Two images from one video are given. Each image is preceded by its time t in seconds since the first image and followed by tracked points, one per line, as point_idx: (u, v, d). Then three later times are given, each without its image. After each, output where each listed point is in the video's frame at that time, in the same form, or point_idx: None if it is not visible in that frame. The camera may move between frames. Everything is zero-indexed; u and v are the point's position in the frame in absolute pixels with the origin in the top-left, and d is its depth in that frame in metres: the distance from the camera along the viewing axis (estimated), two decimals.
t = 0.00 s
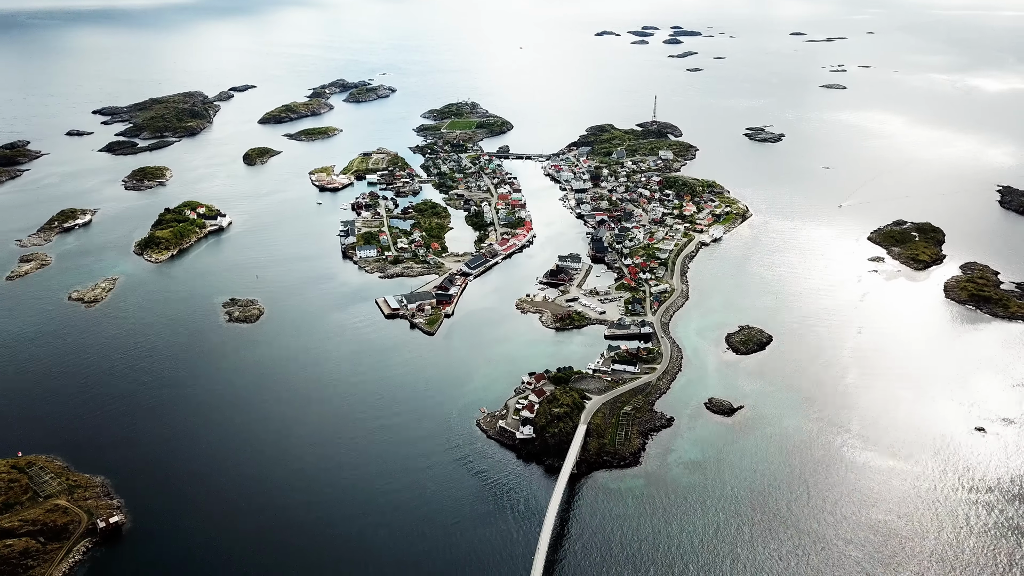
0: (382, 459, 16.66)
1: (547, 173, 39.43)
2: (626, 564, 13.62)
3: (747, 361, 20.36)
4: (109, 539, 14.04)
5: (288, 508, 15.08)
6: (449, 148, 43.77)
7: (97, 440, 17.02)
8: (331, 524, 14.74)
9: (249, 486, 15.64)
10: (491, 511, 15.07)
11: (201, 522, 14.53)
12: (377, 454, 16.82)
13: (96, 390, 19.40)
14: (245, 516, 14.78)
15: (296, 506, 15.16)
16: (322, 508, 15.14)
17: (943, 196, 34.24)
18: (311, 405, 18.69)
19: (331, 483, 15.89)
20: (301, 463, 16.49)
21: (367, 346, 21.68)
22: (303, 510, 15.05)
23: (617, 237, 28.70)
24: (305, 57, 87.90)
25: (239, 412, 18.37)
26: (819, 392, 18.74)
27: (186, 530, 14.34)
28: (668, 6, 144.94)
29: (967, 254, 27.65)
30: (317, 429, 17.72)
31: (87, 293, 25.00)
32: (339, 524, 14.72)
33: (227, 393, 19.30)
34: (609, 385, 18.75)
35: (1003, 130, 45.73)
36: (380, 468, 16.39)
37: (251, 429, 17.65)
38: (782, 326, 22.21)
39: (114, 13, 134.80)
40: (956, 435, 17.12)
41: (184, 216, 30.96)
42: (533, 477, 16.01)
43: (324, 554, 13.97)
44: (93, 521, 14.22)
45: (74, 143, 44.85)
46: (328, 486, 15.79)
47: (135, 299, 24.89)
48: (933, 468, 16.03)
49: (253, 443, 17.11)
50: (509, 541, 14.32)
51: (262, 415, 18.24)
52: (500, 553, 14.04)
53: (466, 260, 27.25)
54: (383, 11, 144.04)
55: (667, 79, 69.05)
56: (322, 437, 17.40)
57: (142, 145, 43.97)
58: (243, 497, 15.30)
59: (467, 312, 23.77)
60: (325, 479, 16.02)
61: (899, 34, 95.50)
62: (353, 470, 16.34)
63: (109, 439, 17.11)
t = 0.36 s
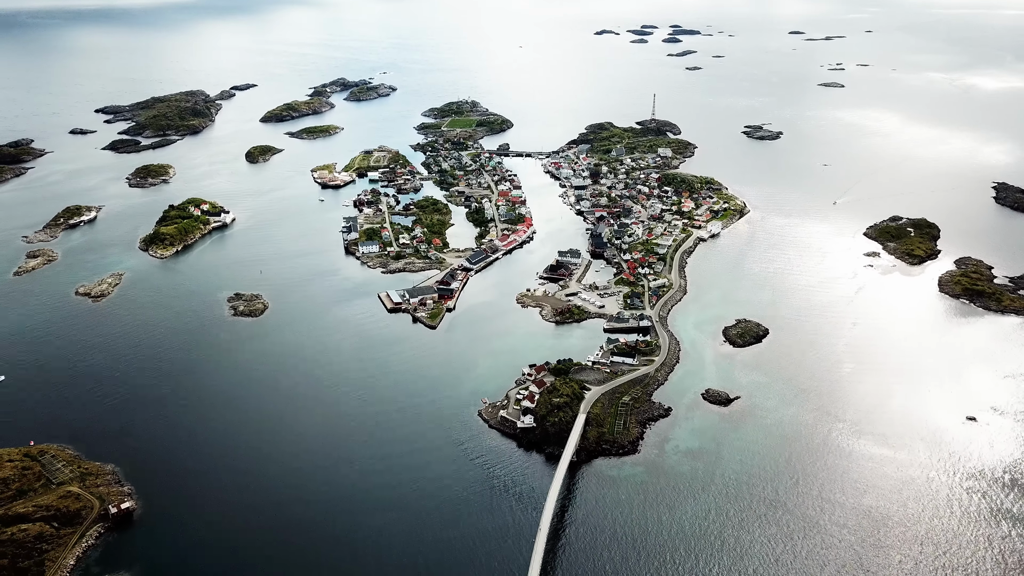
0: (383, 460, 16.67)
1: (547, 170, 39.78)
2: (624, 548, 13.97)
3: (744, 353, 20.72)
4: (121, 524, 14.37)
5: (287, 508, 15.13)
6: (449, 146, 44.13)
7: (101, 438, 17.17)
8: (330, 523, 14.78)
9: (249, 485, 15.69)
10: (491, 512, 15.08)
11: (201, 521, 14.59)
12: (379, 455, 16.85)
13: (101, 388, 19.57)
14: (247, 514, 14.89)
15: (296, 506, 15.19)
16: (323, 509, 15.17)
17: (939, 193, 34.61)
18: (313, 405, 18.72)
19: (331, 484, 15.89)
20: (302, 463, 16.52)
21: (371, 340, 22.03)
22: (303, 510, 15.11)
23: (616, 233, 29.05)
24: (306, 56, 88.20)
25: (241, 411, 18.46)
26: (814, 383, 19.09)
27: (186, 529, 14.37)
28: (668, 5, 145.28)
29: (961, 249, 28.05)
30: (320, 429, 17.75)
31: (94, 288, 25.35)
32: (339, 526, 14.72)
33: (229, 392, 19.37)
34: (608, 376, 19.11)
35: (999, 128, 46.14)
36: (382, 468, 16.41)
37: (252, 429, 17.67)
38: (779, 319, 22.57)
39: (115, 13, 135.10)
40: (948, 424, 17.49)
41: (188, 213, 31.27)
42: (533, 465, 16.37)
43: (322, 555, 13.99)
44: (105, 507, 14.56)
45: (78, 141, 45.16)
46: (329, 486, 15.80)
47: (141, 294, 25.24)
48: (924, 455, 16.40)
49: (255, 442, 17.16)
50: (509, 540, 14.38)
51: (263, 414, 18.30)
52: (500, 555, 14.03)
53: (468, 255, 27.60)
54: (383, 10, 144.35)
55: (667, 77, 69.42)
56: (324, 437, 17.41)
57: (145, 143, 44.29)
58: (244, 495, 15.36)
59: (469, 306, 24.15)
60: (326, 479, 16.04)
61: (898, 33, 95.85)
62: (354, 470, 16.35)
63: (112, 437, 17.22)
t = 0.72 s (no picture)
0: (385, 459, 16.64)
1: (547, 168, 40.13)
2: (623, 534, 14.30)
3: (740, 346, 21.11)
4: (132, 510, 14.72)
5: (288, 506, 15.13)
6: (450, 144, 44.47)
7: (106, 433, 17.35)
8: (329, 525, 14.71)
9: (249, 484, 15.69)
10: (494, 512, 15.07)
11: (201, 520, 14.63)
12: (380, 454, 16.81)
13: (107, 384, 19.76)
14: (249, 509, 15.02)
15: (297, 504, 15.20)
16: (323, 508, 15.14)
17: (935, 191, 34.99)
18: (315, 404, 18.68)
19: (333, 483, 15.85)
20: (303, 461, 16.51)
21: (374, 334, 22.37)
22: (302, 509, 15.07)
23: (616, 229, 29.40)
24: (307, 55, 88.55)
25: (243, 408, 18.55)
26: (809, 375, 19.47)
27: (186, 529, 14.39)
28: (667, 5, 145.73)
29: (956, 245, 28.44)
30: (321, 427, 17.72)
31: (100, 283, 25.71)
32: (339, 525, 14.71)
33: (231, 388, 19.46)
34: (607, 367, 19.50)
35: (995, 126, 46.55)
36: (383, 468, 16.34)
37: (253, 428, 17.67)
38: (775, 313, 22.95)
39: (115, 12, 135.67)
40: (941, 414, 17.87)
41: (193, 210, 31.61)
42: (535, 454, 16.74)
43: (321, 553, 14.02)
44: (117, 494, 14.92)
45: (81, 140, 45.51)
46: (329, 485, 15.79)
47: (147, 289, 25.60)
48: (916, 444, 16.77)
49: (255, 440, 17.18)
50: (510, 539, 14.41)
51: (265, 412, 18.34)
52: (500, 553, 14.08)
53: (469, 251, 27.96)
54: (383, 9, 144.79)
55: (666, 76, 69.80)
56: (325, 437, 17.38)
57: (148, 141, 44.66)
58: (245, 492, 15.43)
59: (470, 300, 24.51)
60: (326, 479, 15.99)
61: (897, 32, 96.27)
62: (355, 470, 16.29)
63: (117, 432, 17.38)
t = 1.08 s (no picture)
0: (386, 460, 16.64)
1: (547, 165, 40.48)
2: (623, 519, 14.64)
3: (737, 338, 21.48)
4: (142, 497, 15.06)
5: (288, 505, 15.15)
6: (451, 142, 44.83)
7: (113, 426, 17.61)
8: (326, 531, 14.55)
9: (253, 477, 15.88)
10: (494, 513, 15.06)
11: (201, 518, 14.66)
12: (381, 456, 16.78)
13: (114, 379, 20.01)
14: (252, 503, 15.17)
15: (297, 504, 15.21)
16: (322, 509, 15.11)
17: (932, 188, 35.37)
18: (317, 399, 18.91)
19: (334, 484, 15.86)
20: (306, 458, 16.63)
21: (376, 328, 22.73)
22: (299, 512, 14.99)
23: (615, 225, 29.77)
24: (308, 54, 88.91)
25: (245, 404, 18.71)
26: (805, 367, 19.84)
27: (185, 527, 14.41)
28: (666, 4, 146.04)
29: (951, 241, 28.82)
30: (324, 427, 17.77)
31: (106, 278, 26.06)
32: (339, 526, 14.68)
33: (236, 383, 19.71)
34: (607, 359, 19.87)
35: (992, 124, 46.92)
36: (384, 471, 16.30)
37: (257, 423, 17.90)
38: (772, 307, 23.33)
39: (116, 11, 136.09)
40: (934, 404, 18.26)
41: (197, 206, 31.97)
42: (535, 443, 17.11)
43: (320, 552, 14.03)
44: (128, 481, 15.28)
45: (85, 138, 45.88)
46: (329, 486, 15.79)
47: (153, 284, 25.97)
48: (909, 433, 17.10)
49: (260, 434, 17.42)
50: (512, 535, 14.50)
51: (267, 407, 18.56)
52: (500, 546, 14.25)
53: (470, 247, 28.32)
54: (383, 9, 145.10)
55: (665, 75, 70.21)
56: (328, 431, 17.62)
57: (152, 139, 45.02)
58: (250, 485, 15.64)
59: (471, 295, 24.85)
60: (327, 481, 15.96)
61: (896, 31, 96.69)
62: (356, 471, 16.30)
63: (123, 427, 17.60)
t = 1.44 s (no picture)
0: (388, 455, 16.80)
1: (547, 163, 40.82)
2: (622, 505, 14.94)
3: (735, 332, 21.84)
4: (151, 485, 15.39)
5: (286, 507, 15.01)
6: (451, 140, 45.15)
7: (122, 416, 17.94)
8: (324, 535, 14.36)
9: (259, 468, 16.12)
10: (495, 510, 15.11)
11: (200, 519, 14.54)
12: (381, 451, 16.90)
13: (121, 373, 20.29)
14: (258, 493, 15.40)
15: (293, 506, 15.05)
16: (320, 513, 14.92)
17: (928, 186, 35.74)
18: (321, 393, 19.13)
19: (333, 484, 15.77)
20: (310, 450, 16.85)
21: (379, 322, 23.05)
22: (295, 516, 14.81)
23: (614, 222, 30.12)
24: (308, 53, 89.27)
25: (249, 398, 18.89)
26: (801, 360, 20.21)
27: (184, 527, 14.28)
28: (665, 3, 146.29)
29: (946, 237, 29.17)
30: (323, 428, 17.64)
31: (112, 274, 26.41)
32: (338, 530, 14.51)
33: (240, 378, 19.94)
34: (606, 352, 20.22)
35: (988, 123, 47.35)
36: (382, 474, 16.15)
37: (261, 416, 18.12)
38: (769, 301, 23.68)
39: (116, 11, 136.47)
40: (927, 395, 18.64)
41: (201, 204, 32.30)
42: (536, 433, 17.47)
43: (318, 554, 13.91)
44: (138, 469, 15.63)
45: (89, 137, 46.20)
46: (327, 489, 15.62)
47: (159, 280, 26.31)
48: (903, 424, 17.44)
49: (265, 426, 17.66)
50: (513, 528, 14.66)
51: (272, 401, 18.79)
52: (503, 538, 14.42)
53: (471, 243, 28.67)
54: (383, 8, 145.38)
55: (665, 74, 70.54)
56: (331, 425, 17.83)
57: (155, 138, 45.34)
58: (255, 476, 15.88)
59: (472, 290, 25.22)
60: (325, 482, 15.83)
61: (894, 31, 97.05)
62: (360, 463, 16.52)
63: (126, 421, 17.69)
